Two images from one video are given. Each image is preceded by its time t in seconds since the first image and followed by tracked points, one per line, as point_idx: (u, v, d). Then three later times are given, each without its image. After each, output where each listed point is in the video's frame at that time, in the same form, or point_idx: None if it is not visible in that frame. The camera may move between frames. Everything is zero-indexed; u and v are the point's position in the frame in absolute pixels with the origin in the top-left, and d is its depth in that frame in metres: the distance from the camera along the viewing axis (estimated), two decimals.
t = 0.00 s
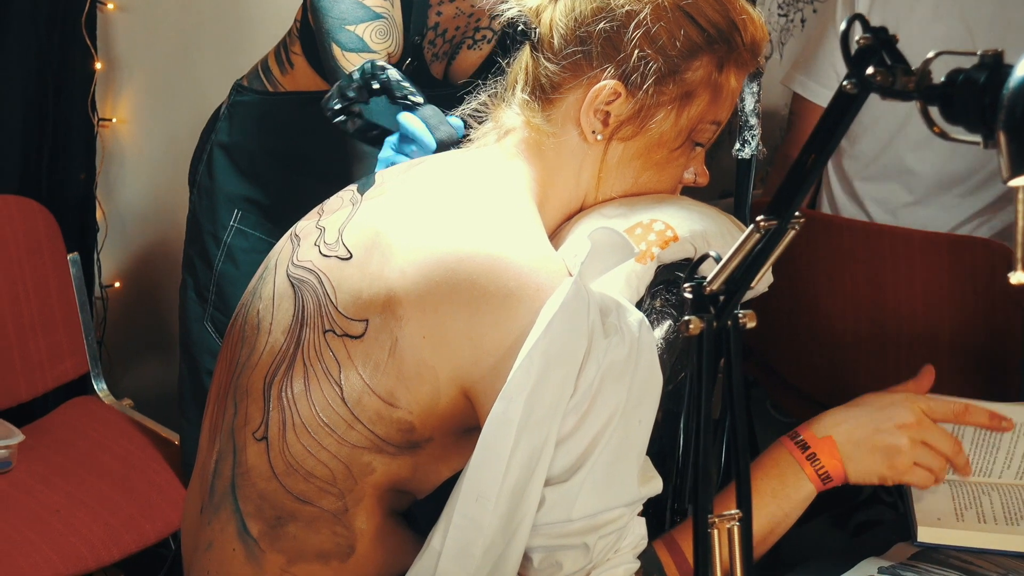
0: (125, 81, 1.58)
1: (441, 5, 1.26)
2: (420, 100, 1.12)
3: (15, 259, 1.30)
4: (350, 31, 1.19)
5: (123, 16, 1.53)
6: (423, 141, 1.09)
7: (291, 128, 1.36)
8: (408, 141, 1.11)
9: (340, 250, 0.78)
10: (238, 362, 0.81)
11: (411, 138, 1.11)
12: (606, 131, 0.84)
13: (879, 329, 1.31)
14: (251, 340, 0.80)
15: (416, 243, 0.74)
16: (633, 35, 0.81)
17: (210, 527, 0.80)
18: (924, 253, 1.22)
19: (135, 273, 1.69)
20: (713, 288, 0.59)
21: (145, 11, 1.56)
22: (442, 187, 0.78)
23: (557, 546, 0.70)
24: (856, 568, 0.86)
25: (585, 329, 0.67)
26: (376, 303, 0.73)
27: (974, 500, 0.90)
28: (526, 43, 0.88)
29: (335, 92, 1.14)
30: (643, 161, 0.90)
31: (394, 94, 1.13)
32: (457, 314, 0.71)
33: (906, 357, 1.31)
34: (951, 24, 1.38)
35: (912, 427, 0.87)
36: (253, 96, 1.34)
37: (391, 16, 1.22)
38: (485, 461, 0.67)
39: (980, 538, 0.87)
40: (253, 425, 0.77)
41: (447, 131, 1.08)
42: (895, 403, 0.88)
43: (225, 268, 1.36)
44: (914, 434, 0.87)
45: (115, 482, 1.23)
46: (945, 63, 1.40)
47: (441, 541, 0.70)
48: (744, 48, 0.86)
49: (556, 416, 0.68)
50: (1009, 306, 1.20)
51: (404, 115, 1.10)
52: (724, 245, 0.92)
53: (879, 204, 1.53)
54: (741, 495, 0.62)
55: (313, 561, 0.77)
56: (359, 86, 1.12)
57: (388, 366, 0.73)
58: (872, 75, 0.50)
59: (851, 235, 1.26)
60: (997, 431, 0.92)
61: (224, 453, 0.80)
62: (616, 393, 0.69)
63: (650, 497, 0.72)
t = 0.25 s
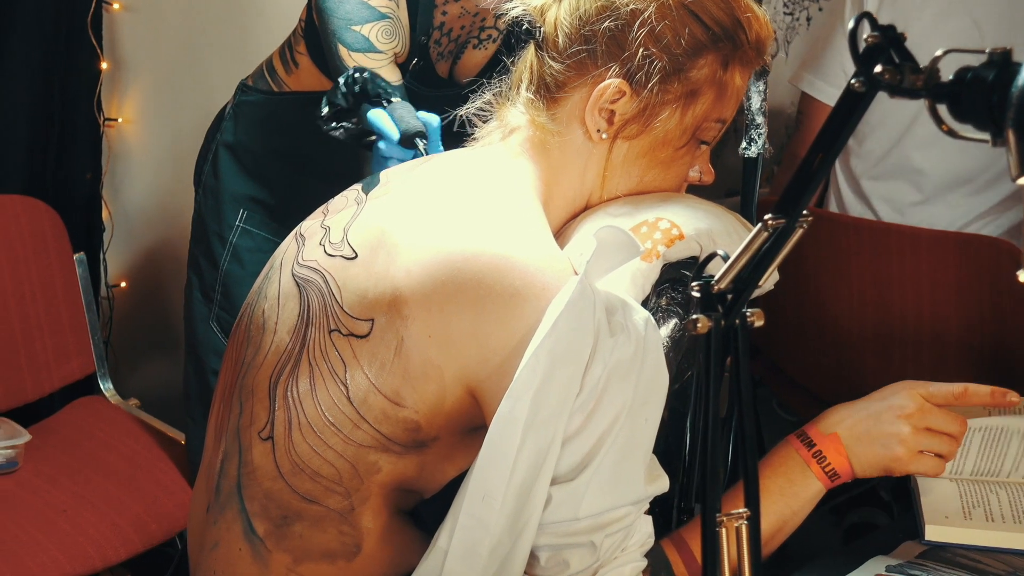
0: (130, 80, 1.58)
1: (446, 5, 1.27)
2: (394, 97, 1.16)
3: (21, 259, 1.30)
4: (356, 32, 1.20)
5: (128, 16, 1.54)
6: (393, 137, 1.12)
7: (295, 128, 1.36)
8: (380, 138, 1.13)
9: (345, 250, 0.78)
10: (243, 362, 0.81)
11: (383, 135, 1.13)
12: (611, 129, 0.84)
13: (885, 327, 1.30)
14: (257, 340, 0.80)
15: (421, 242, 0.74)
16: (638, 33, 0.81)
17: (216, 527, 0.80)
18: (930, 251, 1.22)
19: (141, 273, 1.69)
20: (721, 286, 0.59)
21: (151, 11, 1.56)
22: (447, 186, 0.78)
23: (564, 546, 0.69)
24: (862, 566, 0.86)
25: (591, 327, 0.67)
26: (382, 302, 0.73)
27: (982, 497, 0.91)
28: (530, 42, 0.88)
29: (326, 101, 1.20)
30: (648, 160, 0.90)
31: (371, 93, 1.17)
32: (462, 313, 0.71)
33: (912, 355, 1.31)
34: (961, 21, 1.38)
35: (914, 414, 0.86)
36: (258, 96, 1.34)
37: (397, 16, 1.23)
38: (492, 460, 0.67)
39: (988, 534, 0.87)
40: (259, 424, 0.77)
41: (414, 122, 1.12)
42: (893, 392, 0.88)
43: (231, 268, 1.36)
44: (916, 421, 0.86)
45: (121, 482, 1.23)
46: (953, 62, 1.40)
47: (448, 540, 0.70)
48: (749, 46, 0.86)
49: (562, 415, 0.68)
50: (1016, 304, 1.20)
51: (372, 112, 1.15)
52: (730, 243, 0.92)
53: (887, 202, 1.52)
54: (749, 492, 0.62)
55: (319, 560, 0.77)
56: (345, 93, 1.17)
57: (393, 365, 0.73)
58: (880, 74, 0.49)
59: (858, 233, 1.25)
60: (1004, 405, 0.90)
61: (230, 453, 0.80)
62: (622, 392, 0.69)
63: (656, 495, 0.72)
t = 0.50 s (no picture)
0: (137, 88, 1.58)
1: (453, 14, 1.29)
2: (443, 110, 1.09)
3: (28, 267, 1.30)
4: (362, 39, 1.19)
5: (135, 24, 1.54)
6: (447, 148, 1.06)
7: (302, 137, 1.36)
8: (428, 149, 1.06)
9: (353, 259, 0.78)
10: (251, 372, 0.81)
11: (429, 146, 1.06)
12: (619, 139, 0.85)
13: (892, 336, 1.30)
14: (265, 349, 0.80)
15: (430, 252, 0.74)
16: (646, 44, 0.81)
17: (224, 535, 0.80)
18: (938, 259, 1.22)
19: (148, 281, 1.70)
20: (729, 296, 0.59)
21: (158, 19, 1.56)
22: (455, 195, 0.78)
23: (574, 555, 0.69)
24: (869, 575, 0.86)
25: (600, 337, 0.67)
26: (390, 312, 0.73)
27: (989, 507, 0.90)
28: (538, 52, 0.88)
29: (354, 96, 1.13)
30: (657, 169, 0.90)
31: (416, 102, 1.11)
32: (471, 322, 0.71)
33: (920, 363, 1.30)
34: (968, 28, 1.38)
35: (921, 420, 0.87)
36: (265, 104, 1.35)
37: (402, 24, 1.24)
38: (501, 470, 0.67)
39: (994, 542, 0.86)
40: (267, 434, 0.77)
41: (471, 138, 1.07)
42: (900, 398, 0.88)
43: (238, 276, 1.37)
44: (924, 427, 0.87)
45: (128, 490, 1.23)
46: (959, 71, 1.40)
47: (457, 549, 0.70)
48: (757, 56, 0.87)
49: (572, 425, 0.68)
50: None
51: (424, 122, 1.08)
52: (738, 253, 0.92)
53: (893, 209, 1.52)
54: (757, 503, 0.62)
55: (327, 570, 0.77)
56: (383, 91, 1.11)
57: (402, 375, 0.73)
58: (887, 85, 0.49)
59: (865, 242, 1.25)
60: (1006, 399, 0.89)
61: (238, 462, 0.80)
62: (631, 402, 0.69)
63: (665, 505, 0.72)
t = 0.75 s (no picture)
0: (141, 99, 1.59)
1: (454, 25, 1.27)
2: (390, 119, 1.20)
3: (32, 278, 1.31)
4: (363, 51, 1.21)
5: (138, 36, 1.54)
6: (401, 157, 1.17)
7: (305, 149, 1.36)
8: (384, 162, 1.17)
9: (355, 271, 0.78)
10: (254, 383, 0.82)
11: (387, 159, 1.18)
12: (620, 151, 0.85)
13: (893, 345, 1.30)
14: (267, 361, 0.81)
15: (431, 264, 0.74)
16: (647, 56, 0.81)
17: (227, 546, 0.81)
18: (939, 269, 1.22)
19: (152, 291, 1.71)
20: (730, 307, 0.59)
21: (161, 30, 1.57)
22: (456, 207, 0.78)
23: (576, 565, 0.70)
24: None
25: (601, 348, 0.68)
26: (392, 324, 0.74)
27: (991, 518, 0.90)
28: (540, 63, 0.89)
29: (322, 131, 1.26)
30: (657, 181, 0.91)
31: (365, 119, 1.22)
32: (473, 334, 0.71)
33: (921, 372, 1.30)
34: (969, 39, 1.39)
35: (921, 438, 0.89)
36: (267, 116, 1.35)
37: (403, 35, 1.25)
38: (504, 481, 0.67)
39: (996, 551, 0.86)
40: (270, 445, 0.77)
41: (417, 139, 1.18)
42: (898, 419, 0.90)
43: (240, 288, 1.37)
44: (923, 444, 0.89)
45: (132, 500, 1.24)
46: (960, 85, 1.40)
47: (460, 560, 0.70)
48: (758, 68, 0.87)
49: (574, 436, 0.68)
50: None
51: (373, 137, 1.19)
52: (738, 262, 0.92)
53: (896, 219, 1.52)
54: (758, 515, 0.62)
55: None
56: (339, 125, 1.23)
57: (404, 387, 0.73)
58: (886, 98, 0.50)
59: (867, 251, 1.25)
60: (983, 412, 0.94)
61: (241, 473, 0.80)
62: (632, 413, 0.69)
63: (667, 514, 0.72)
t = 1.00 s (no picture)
0: (141, 115, 1.59)
1: (452, 44, 1.28)
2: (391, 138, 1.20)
3: (32, 294, 1.31)
4: (362, 71, 1.21)
5: (139, 53, 1.55)
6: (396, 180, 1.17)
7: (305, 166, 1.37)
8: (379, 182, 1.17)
9: (354, 289, 0.79)
10: (253, 401, 0.82)
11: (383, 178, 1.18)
12: (617, 169, 0.86)
13: (892, 362, 1.31)
14: (267, 379, 0.81)
15: (430, 281, 0.75)
16: (644, 74, 0.82)
17: (227, 563, 0.81)
18: (936, 284, 1.23)
19: (152, 309, 1.71)
20: (725, 326, 0.60)
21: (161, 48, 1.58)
22: (455, 225, 0.79)
23: None
24: None
25: (599, 365, 0.68)
26: (391, 341, 0.74)
27: (987, 535, 0.91)
28: (538, 82, 0.90)
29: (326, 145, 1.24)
30: (655, 198, 0.92)
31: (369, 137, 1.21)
32: (471, 351, 0.71)
33: (920, 389, 1.31)
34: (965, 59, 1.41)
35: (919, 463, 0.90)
36: (267, 133, 1.36)
37: (402, 55, 1.25)
38: (503, 499, 0.68)
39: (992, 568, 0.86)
40: (269, 462, 0.78)
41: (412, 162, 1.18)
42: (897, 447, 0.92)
43: (240, 305, 1.37)
44: (921, 468, 0.90)
45: (132, 516, 1.24)
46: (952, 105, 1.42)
47: None
48: (755, 86, 0.88)
49: (573, 454, 0.68)
50: (1023, 337, 1.22)
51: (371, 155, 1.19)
52: (735, 281, 0.93)
53: (893, 236, 1.53)
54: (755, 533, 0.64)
55: None
56: (343, 138, 1.21)
57: (403, 404, 0.73)
58: (879, 118, 0.51)
59: (864, 268, 1.26)
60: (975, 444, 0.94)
61: (241, 490, 0.81)
62: (631, 430, 0.69)
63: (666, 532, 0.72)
